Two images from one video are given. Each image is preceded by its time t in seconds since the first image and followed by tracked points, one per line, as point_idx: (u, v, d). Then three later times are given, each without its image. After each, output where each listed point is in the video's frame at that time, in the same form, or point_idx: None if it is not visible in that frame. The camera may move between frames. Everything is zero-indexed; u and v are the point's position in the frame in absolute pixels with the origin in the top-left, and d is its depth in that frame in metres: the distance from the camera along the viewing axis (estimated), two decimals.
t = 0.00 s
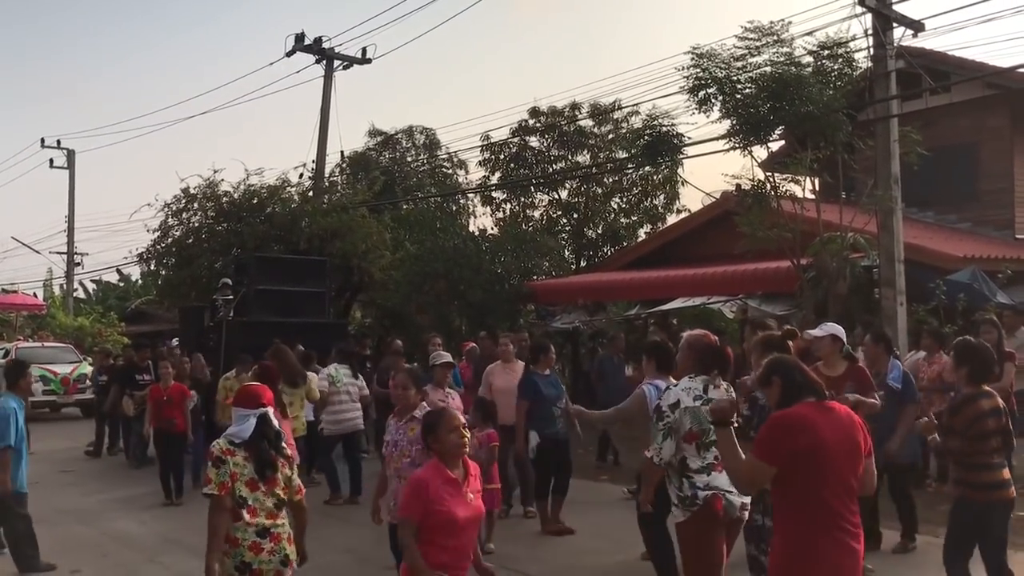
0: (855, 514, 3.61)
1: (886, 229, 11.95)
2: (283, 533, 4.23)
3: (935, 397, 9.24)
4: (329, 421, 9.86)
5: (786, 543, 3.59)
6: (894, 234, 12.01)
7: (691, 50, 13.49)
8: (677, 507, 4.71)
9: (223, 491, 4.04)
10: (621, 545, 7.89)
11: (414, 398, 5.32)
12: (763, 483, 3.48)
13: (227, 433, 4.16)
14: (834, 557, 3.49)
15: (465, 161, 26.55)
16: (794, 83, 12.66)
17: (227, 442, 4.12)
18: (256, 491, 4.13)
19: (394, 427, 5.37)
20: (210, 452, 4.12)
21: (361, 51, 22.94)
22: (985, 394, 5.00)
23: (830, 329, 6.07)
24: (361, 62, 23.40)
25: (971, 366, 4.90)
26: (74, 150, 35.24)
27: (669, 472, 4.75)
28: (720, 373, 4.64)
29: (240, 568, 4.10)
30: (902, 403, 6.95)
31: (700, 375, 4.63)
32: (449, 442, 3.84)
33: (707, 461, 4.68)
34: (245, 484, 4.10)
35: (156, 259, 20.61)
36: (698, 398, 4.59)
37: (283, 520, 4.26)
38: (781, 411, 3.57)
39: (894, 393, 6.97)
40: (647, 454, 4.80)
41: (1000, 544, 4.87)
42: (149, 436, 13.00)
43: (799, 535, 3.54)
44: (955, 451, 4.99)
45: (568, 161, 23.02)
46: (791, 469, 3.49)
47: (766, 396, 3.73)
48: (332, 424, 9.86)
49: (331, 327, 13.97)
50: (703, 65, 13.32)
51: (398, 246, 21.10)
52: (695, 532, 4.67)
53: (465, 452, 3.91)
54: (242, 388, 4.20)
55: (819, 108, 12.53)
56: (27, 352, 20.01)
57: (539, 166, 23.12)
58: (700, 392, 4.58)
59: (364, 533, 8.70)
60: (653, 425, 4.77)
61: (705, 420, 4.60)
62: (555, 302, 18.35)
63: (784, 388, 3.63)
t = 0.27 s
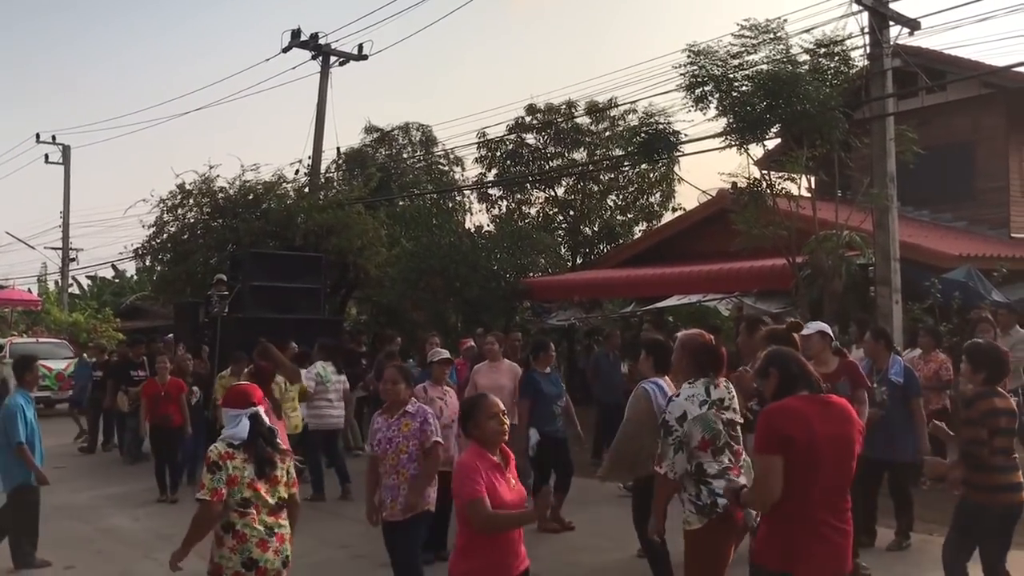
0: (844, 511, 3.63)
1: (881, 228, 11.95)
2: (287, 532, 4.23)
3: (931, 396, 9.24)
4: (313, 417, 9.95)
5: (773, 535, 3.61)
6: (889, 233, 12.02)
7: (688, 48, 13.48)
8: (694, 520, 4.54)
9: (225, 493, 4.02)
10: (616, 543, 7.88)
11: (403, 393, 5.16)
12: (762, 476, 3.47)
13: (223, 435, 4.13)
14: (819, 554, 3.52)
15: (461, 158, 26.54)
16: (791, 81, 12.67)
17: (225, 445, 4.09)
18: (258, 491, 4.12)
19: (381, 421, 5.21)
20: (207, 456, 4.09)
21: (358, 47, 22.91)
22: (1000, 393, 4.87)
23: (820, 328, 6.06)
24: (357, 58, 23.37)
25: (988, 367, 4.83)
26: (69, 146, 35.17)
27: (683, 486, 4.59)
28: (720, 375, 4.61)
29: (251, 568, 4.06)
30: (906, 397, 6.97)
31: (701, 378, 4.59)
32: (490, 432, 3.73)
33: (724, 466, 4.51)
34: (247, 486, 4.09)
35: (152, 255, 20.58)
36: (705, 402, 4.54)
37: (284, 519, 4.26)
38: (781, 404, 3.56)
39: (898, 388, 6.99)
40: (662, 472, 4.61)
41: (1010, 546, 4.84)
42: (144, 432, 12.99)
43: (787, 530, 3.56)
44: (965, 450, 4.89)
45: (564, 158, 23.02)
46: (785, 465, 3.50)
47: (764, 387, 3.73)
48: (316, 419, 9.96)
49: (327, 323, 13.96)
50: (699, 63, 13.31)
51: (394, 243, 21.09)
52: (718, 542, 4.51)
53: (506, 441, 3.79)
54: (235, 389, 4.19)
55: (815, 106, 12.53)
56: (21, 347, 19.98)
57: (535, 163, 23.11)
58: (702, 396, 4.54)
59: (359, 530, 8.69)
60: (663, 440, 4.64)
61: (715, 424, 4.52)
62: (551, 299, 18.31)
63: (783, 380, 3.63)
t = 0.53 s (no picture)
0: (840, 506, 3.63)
1: (878, 225, 11.95)
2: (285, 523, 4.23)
3: (928, 393, 9.24)
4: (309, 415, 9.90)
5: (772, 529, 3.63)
6: (886, 230, 12.02)
7: (685, 46, 13.48)
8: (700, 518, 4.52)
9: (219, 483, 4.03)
10: (612, 541, 7.87)
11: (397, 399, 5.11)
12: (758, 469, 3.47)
13: (216, 426, 4.14)
14: (815, 550, 3.52)
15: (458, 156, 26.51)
16: (788, 79, 12.66)
17: (217, 436, 4.10)
18: (250, 483, 4.11)
19: (375, 428, 5.14)
20: (199, 448, 4.10)
21: (355, 45, 22.86)
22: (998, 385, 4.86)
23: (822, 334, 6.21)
24: (354, 56, 23.33)
25: (989, 359, 4.83)
26: (65, 144, 35.09)
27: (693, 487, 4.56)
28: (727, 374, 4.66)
29: (246, 560, 4.07)
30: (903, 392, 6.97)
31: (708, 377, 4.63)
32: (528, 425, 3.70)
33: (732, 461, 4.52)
34: (238, 477, 4.09)
35: (148, 253, 20.53)
36: (715, 400, 4.55)
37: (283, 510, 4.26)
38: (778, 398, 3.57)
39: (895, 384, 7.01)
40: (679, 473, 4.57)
41: (1008, 539, 4.85)
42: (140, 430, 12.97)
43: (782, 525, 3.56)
44: (965, 445, 4.90)
45: (562, 156, 23.01)
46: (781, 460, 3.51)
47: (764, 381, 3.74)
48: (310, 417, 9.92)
49: (323, 321, 13.94)
50: (696, 61, 13.30)
51: (390, 241, 21.07)
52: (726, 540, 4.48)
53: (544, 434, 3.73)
54: (229, 382, 4.19)
55: (812, 104, 12.52)
56: (17, 345, 19.95)
57: (532, 161, 23.10)
58: (712, 394, 4.57)
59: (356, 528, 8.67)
60: (678, 443, 4.60)
61: (726, 422, 4.54)
62: (548, 296, 18.25)
63: (782, 375, 3.63)
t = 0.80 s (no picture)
0: (841, 507, 3.62)
1: (876, 223, 11.95)
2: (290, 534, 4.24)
3: (928, 391, 9.24)
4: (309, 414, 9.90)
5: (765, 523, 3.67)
6: (884, 228, 12.02)
7: (682, 44, 13.48)
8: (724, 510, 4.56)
9: (219, 501, 4.06)
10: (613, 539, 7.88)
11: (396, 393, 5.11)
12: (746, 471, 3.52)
13: (215, 444, 4.14)
14: (806, 551, 3.54)
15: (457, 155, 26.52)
16: (785, 77, 12.67)
17: (218, 454, 4.11)
18: (255, 496, 4.12)
19: (372, 422, 5.12)
20: (199, 467, 4.10)
21: (353, 44, 22.86)
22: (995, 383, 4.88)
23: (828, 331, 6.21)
24: (352, 54, 23.33)
25: (983, 356, 4.86)
26: (63, 143, 35.09)
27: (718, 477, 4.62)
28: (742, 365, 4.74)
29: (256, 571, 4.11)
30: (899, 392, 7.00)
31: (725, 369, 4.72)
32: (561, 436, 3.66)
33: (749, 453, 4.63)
34: (242, 492, 4.10)
35: (147, 252, 20.52)
36: (735, 391, 4.63)
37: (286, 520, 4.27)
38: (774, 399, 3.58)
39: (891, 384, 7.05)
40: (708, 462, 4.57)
41: (1005, 537, 4.86)
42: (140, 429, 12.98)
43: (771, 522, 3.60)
44: (963, 442, 4.90)
45: (560, 154, 23.02)
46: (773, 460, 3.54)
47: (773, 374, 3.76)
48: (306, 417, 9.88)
49: (323, 320, 13.95)
50: (693, 60, 13.30)
51: (389, 240, 21.08)
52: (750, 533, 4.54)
53: (580, 445, 3.71)
54: (224, 397, 4.17)
55: (810, 102, 12.53)
56: (16, 345, 19.96)
57: (531, 159, 23.10)
58: (731, 384, 4.65)
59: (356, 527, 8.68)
60: (703, 433, 4.61)
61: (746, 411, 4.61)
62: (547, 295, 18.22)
63: (787, 374, 3.64)
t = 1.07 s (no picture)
0: (846, 508, 3.60)
1: (875, 222, 11.93)
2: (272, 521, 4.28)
3: (928, 390, 9.23)
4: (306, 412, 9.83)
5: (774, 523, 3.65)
6: (884, 227, 12.00)
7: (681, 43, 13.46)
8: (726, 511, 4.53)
9: (195, 476, 4.11)
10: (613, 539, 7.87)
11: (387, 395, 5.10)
12: (746, 471, 3.56)
13: (208, 423, 4.22)
14: (811, 554, 3.51)
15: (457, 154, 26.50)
16: (785, 76, 12.65)
17: (206, 433, 4.18)
18: (237, 481, 4.17)
19: (362, 420, 5.15)
20: (187, 441, 4.18)
21: (352, 43, 22.85)
22: (988, 388, 4.90)
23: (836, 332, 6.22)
24: (351, 53, 23.31)
25: (982, 362, 4.85)
26: (62, 143, 35.07)
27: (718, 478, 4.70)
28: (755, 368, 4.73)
29: (234, 556, 4.13)
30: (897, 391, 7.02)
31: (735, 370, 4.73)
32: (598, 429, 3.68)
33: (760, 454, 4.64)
34: (225, 474, 4.15)
35: (147, 252, 20.51)
36: (744, 392, 4.64)
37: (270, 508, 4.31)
38: (779, 400, 3.60)
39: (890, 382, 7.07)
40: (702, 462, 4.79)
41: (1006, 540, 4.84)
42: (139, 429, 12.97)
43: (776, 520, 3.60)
44: (961, 446, 4.89)
45: (561, 153, 23.02)
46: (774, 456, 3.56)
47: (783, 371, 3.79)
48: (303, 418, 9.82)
49: (322, 319, 13.94)
50: (692, 59, 13.28)
51: (389, 239, 21.06)
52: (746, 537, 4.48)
53: (613, 439, 3.75)
54: (224, 384, 4.26)
55: (809, 101, 12.52)
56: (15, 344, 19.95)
57: (530, 158, 23.08)
58: (740, 387, 4.63)
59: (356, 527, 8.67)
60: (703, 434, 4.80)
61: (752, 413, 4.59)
62: (547, 295, 18.21)
63: (792, 370, 3.67)
